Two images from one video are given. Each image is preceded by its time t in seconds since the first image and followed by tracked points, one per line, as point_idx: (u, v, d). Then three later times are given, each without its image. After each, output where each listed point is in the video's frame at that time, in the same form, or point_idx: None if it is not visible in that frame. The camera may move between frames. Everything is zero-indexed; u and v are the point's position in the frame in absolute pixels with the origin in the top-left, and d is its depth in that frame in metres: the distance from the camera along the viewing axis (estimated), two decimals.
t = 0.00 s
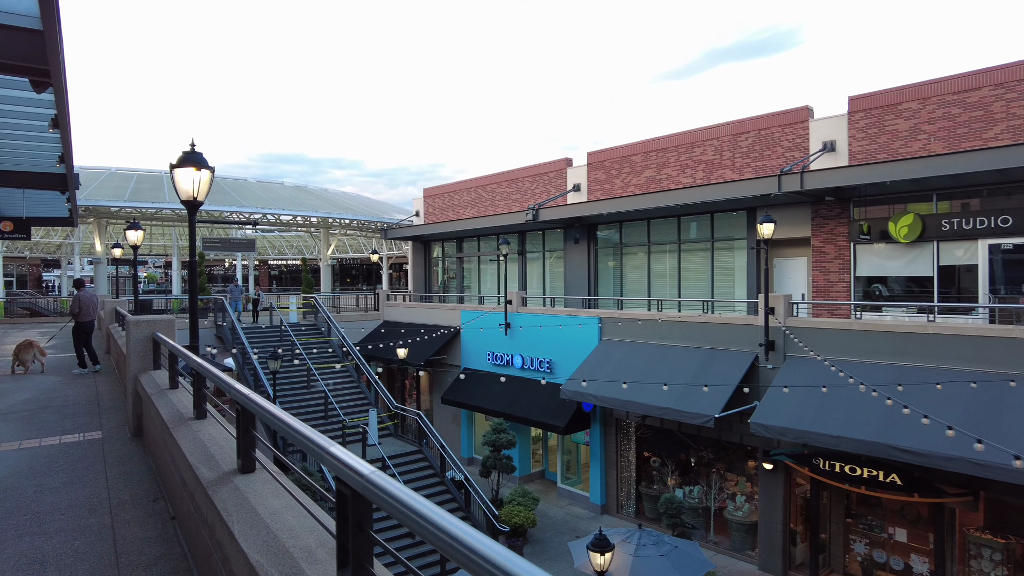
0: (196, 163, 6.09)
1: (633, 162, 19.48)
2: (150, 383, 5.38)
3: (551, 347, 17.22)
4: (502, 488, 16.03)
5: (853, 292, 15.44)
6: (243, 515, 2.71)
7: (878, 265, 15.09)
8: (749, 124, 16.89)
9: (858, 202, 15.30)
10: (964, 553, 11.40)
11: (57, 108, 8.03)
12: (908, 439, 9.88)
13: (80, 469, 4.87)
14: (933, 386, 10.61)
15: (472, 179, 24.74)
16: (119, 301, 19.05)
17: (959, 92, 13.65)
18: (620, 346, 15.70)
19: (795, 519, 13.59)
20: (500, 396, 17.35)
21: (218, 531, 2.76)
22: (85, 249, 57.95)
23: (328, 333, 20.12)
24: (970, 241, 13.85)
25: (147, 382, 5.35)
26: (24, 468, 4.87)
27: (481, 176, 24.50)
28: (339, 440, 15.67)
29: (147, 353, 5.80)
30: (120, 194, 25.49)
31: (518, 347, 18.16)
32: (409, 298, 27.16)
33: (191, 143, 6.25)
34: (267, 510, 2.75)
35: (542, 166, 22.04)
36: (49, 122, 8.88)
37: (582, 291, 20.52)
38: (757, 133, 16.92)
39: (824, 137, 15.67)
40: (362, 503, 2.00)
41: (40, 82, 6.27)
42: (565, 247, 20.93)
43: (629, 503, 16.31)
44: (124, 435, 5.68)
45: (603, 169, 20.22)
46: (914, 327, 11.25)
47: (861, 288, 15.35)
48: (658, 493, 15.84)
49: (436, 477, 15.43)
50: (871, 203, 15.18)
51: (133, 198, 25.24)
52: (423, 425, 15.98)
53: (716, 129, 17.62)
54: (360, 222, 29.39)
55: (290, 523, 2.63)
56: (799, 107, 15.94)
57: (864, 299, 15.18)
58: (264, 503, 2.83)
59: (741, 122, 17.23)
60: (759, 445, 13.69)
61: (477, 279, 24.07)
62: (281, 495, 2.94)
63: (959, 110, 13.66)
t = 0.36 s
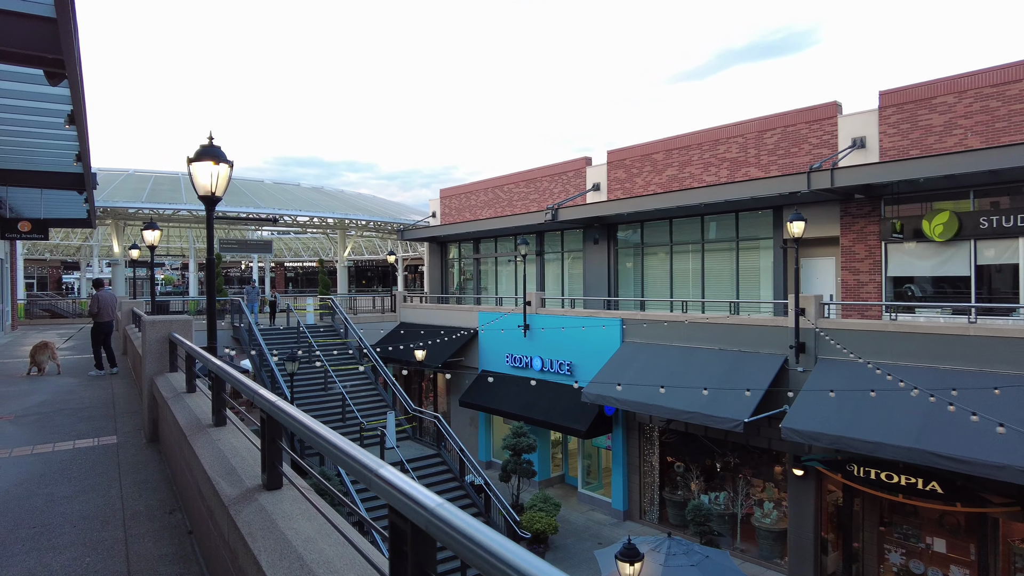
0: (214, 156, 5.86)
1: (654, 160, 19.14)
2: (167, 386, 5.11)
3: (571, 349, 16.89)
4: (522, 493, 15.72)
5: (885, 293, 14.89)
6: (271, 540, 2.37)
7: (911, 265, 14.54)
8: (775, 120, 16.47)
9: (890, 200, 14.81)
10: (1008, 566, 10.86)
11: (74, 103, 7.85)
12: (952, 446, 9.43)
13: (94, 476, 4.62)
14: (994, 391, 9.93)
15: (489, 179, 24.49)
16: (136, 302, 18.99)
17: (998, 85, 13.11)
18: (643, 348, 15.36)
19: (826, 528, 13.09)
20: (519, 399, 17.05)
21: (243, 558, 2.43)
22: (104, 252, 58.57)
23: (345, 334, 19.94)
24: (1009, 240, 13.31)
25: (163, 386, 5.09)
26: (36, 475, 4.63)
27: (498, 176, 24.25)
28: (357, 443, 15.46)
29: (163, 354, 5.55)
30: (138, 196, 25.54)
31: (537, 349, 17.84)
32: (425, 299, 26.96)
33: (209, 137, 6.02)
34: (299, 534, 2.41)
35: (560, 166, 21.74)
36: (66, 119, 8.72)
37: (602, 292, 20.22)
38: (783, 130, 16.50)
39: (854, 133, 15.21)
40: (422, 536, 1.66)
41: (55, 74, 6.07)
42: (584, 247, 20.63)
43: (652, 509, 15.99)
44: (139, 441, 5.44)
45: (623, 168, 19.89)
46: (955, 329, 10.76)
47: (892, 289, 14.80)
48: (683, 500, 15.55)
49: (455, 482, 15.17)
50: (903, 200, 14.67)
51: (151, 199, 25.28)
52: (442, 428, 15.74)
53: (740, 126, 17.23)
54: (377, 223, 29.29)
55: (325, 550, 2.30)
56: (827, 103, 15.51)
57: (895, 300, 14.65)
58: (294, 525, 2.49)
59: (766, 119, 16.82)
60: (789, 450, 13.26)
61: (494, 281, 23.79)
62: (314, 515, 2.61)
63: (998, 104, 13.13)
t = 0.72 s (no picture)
0: (240, 152, 5.60)
1: (682, 158, 18.75)
2: (192, 393, 4.81)
3: (598, 351, 16.51)
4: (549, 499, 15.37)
5: (926, 295, 14.28)
6: None
7: (955, 265, 13.92)
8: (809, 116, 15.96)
9: (932, 197, 14.21)
10: None
11: (97, 99, 7.67)
12: (1010, 456, 8.87)
13: (116, 489, 4.36)
14: None
15: (511, 178, 24.20)
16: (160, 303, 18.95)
17: None
18: (674, 351, 14.96)
19: (866, 538, 12.55)
20: (544, 402, 16.71)
21: None
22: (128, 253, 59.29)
23: (367, 336, 19.75)
24: None
25: (189, 394, 4.77)
26: (56, 487, 4.39)
27: (520, 176, 23.96)
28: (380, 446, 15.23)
29: (188, 359, 5.27)
30: (161, 197, 25.60)
31: (562, 351, 17.49)
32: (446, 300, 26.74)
33: (235, 131, 5.76)
34: None
35: (584, 165, 21.36)
36: (89, 116, 8.55)
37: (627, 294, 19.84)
38: (817, 126, 15.99)
39: (893, 129, 14.63)
40: None
41: (77, 67, 5.85)
42: (609, 248, 20.27)
43: (682, 516, 15.60)
44: (163, 450, 5.18)
45: (650, 166, 19.50)
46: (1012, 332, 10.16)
47: (933, 290, 14.20)
48: (714, 507, 15.13)
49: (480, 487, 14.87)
50: (946, 197, 14.07)
51: (174, 200, 25.35)
52: (466, 432, 15.47)
53: (772, 123, 16.76)
54: (397, 224, 29.16)
55: None
56: (865, 98, 14.96)
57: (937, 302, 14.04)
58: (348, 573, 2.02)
59: (799, 114, 16.30)
60: (828, 457, 12.74)
61: (515, 282, 23.46)
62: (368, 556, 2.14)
63: None
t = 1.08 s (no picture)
0: (272, 148, 5.36)
1: (712, 157, 18.39)
2: (222, 401, 4.55)
3: (626, 355, 16.16)
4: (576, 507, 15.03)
5: (971, 299, 13.70)
6: None
7: (1003, 267, 13.28)
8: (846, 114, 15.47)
9: (978, 196, 13.55)
10: None
11: (125, 96, 7.51)
12: None
13: (145, 502, 4.12)
14: None
15: (535, 179, 23.97)
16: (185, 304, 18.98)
17: None
18: (706, 356, 14.56)
19: (910, 553, 12.00)
20: (571, 407, 16.38)
21: None
22: (152, 255, 60.06)
23: (390, 338, 19.61)
24: None
25: (221, 401, 4.50)
26: (83, 499, 4.17)
27: (544, 176, 23.71)
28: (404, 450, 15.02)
29: (219, 363, 5.02)
30: (185, 199, 25.77)
31: (589, 355, 17.17)
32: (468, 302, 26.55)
33: (267, 127, 5.53)
34: None
35: (610, 165, 21.02)
36: (117, 114, 8.41)
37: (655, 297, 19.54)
38: (854, 124, 15.49)
39: (936, 126, 14.06)
40: None
41: (106, 60, 5.67)
42: (635, 250, 19.97)
43: (712, 525, 15.16)
44: (193, 460, 4.95)
45: (678, 166, 19.17)
46: None
47: (979, 293, 13.62)
48: (747, 516, 14.69)
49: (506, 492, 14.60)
50: (994, 196, 13.38)
51: (199, 202, 25.51)
52: (492, 437, 15.21)
53: (806, 121, 16.31)
54: (420, 226, 29.06)
55: None
56: (906, 94, 14.41)
57: (983, 306, 13.45)
58: None
59: (835, 112, 15.80)
60: (870, 468, 12.24)
61: (539, 285, 23.18)
62: None
63: None
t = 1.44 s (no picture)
0: (296, 139, 5.10)
1: (737, 155, 18.03)
2: (243, 405, 4.27)
3: (649, 358, 15.81)
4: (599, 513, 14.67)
5: (1012, 301, 13.16)
6: None
7: None
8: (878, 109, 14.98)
9: (1019, 193, 12.95)
10: None
11: (142, 89, 7.28)
12: None
13: (162, 514, 3.86)
14: None
15: (554, 179, 23.67)
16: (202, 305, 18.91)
17: None
18: (733, 359, 14.21)
19: (951, 566, 11.45)
20: (593, 411, 16.04)
21: None
22: (170, 256, 60.51)
23: (408, 339, 19.39)
24: None
25: (242, 405, 4.23)
26: (96, 510, 3.92)
27: (563, 176, 23.41)
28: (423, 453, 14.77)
29: (239, 365, 4.76)
30: (203, 200, 25.81)
31: (611, 358, 16.82)
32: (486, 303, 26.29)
33: (289, 117, 5.27)
34: None
35: (631, 164, 20.68)
36: (134, 109, 8.21)
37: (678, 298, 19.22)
38: (887, 120, 14.99)
39: (974, 120, 13.50)
40: None
41: (123, 48, 5.43)
42: (658, 250, 19.68)
43: (740, 532, 14.73)
44: (211, 468, 4.68)
45: (703, 164, 18.84)
46: None
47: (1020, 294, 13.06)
48: (776, 523, 14.22)
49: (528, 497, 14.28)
50: None
51: (217, 202, 25.53)
52: (513, 440, 14.92)
53: (836, 117, 15.84)
54: (437, 226, 28.86)
55: None
56: (942, 88, 13.90)
57: None
58: None
59: (866, 107, 15.30)
60: (908, 475, 11.76)
61: (557, 286, 22.84)
62: None
63: None
